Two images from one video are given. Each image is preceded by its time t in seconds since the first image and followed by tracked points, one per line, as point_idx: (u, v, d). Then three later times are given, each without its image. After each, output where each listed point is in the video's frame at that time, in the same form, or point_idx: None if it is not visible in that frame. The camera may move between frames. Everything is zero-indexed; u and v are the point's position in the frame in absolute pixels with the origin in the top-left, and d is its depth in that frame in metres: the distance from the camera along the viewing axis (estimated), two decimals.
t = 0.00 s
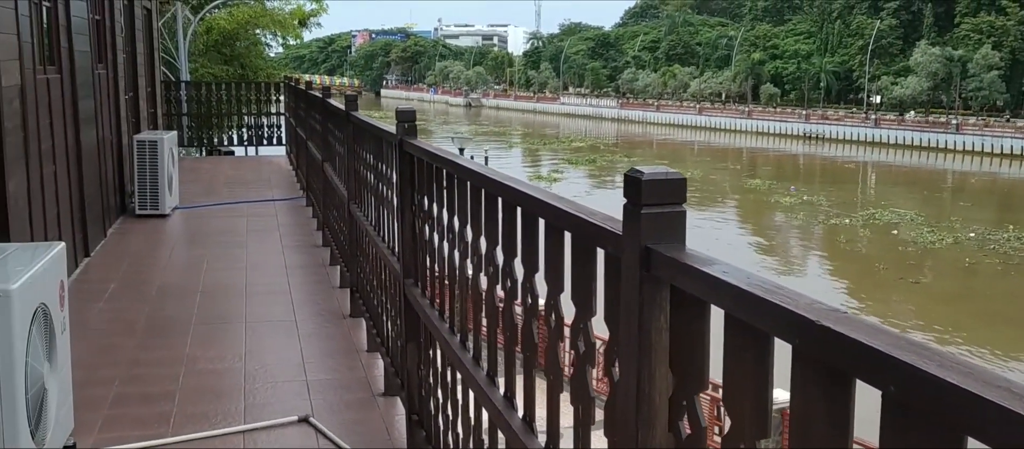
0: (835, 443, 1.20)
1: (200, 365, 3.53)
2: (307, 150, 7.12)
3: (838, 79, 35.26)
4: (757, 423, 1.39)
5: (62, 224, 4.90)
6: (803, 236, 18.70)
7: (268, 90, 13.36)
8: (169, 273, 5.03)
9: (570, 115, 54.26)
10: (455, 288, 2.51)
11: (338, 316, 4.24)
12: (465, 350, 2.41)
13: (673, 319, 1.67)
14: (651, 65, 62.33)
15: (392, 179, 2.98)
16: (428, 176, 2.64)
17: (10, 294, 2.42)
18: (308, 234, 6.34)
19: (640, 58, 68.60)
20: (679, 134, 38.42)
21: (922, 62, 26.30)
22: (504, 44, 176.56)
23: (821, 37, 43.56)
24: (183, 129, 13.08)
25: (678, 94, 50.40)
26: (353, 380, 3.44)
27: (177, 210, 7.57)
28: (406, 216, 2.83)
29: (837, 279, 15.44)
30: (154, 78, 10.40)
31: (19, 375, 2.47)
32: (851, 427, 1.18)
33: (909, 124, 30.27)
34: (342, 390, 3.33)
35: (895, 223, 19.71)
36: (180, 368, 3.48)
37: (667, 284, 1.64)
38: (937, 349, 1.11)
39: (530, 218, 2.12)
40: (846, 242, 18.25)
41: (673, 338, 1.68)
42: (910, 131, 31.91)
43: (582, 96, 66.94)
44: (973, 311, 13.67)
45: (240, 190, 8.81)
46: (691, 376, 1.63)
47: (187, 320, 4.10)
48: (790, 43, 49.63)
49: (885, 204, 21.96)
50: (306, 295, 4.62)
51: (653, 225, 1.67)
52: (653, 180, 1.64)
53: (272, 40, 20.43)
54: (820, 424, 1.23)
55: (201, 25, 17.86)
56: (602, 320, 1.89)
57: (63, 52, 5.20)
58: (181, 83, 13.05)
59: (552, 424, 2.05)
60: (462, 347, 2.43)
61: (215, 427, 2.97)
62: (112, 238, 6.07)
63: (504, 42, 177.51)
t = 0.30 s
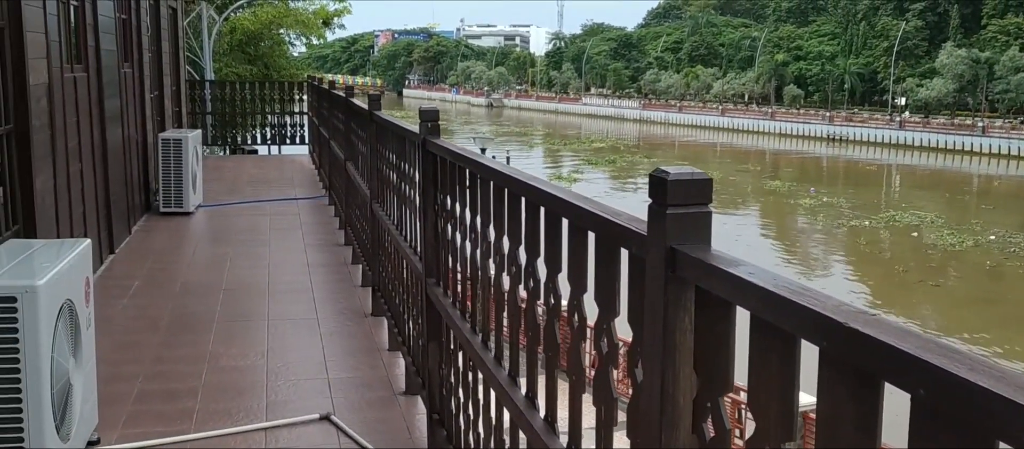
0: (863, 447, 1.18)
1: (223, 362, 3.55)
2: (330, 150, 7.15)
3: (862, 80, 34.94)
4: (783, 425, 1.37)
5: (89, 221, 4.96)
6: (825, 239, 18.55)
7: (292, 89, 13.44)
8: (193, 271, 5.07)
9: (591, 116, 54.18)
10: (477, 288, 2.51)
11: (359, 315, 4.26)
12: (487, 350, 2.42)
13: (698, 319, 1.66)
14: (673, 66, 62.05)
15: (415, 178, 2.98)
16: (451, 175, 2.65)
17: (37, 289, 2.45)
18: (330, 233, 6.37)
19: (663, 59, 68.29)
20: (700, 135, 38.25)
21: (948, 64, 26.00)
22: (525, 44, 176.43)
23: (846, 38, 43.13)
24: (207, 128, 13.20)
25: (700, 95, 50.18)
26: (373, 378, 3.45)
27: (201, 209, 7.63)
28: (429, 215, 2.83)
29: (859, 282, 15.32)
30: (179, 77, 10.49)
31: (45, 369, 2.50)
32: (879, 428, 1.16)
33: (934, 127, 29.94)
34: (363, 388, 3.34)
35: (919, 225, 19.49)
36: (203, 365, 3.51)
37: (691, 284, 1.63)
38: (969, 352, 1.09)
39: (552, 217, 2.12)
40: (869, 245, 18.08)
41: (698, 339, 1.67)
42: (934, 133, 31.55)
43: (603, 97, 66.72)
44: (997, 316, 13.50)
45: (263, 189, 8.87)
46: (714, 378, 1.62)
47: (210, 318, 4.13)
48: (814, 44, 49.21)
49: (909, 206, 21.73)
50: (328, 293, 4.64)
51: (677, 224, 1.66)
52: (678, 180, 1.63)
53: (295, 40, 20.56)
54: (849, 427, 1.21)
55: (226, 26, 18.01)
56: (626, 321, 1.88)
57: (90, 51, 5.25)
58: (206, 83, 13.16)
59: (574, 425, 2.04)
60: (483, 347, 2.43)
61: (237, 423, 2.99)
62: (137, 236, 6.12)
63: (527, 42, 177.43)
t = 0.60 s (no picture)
0: None
1: (240, 362, 3.57)
2: (347, 150, 7.17)
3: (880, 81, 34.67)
4: (805, 429, 1.35)
5: (108, 221, 4.99)
6: (842, 240, 18.43)
7: (310, 89, 13.48)
8: (210, 271, 5.09)
9: (607, 117, 54.08)
10: (495, 289, 2.51)
11: (376, 315, 4.27)
12: (504, 351, 2.42)
13: (719, 321, 1.65)
14: (690, 67, 61.80)
15: (432, 178, 2.99)
16: (468, 176, 2.65)
17: (57, 289, 2.47)
18: (347, 234, 6.38)
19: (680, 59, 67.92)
20: (716, 135, 38.10)
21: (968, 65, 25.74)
22: (541, 45, 176.27)
23: (864, 38, 42.75)
24: (225, 129, 13.30)
25: (717, 96, 49.97)
26: (390, 379, 3.45)
27: (219, 209, 7.67)
28: (446, 215, 2.84)
29: (876, 285, 15.21)
30: (198, 78, 10.55)
31: (65, 367, 2.52)
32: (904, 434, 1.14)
33: (953, 127, 29.60)
34: (380, 388, 3.35)
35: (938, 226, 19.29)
36: (221, 365, 3.53)
37: (712, 287, 1.62)
38: (995, 357, 1.07)
39: (571, 218, 2.12)
40: (887, 246, 17.94)
41: (719, 342, 1.66)
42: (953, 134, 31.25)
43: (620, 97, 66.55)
44: (1016, 318, 13.35)
45: (281, 189, 8.90)
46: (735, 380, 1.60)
47: (229, 317, 4.15)
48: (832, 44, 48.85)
49: (929, 207, 21.53)
50: (345, 293, 4.66)
51: (698, 225, 1.65)
52: (698, 183, 1.62)
53: (313, 40, 20.69)
54: (873, 432, 1.19)
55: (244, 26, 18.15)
56: (645, 324, 1.87)
57: (110, 51, 5.29)
58: (224, 83, 13.25)
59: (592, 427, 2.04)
60: (500, 347, 2.43)
61: (255, 423, 3.00)
62: (156, 235, 6.16)
63: (543, 42, 177.19)
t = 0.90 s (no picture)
0: None
1: (255, 361, 3.58)
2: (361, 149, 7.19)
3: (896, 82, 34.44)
4: (822, 428, 1.34)
5: (125, 220, 5.03)
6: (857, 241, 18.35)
7: (324, 89, 13.55)
8: (226, 270, 5.11)
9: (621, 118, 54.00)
10: (509, 288, 2.51)
11: (390, 314, 4.27)
12: (519, 350, 2.42)
13: (736, 321, 1.64)
14: (706, 68, 61.58)
15: (446, 178, 3.00)
16: (483, 175, 2.65)
17: (74, 286, 2.48)
18: (362, 233, 6.39)
19: (694, 59, 67.65)
20: (730, 136, 37.98)
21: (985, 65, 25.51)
22: (557, 46, 176.14)
23: (879, 38, 42.44)
24: (241, 128, 13.43)
25: (732, 97, 49.79)
26: (404, 378, 3.46)
27: (234, 208, 7.71)
28: (460, 215, 2.85)
29: (889, 286, 15.12)
30: (213, 78, 10.61)
31: (82, 364, 2.53)
32: (923, 434, 1.13)
33: (969, 128, 29.32)
34: (394, 387, 3.35)
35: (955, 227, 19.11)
36: (237, 363, 3.55)
37: (728, 287, 1.61)
38: (1013, 358, 1.06)
39: (586, 218, 2.12)
40: (903, 247, 17.79)
41: (736, 342, 1.65)
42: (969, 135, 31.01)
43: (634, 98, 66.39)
44: None
45: (296, 189, 8.94)
46: (750, 381, 1.60)
47: (243, 316, 4.17)
48: (848, 45, 48.56)
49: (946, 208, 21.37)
50: (359, 292, 4.67)
51: (715, 225, 1.64)
52: (716, 181, 1.61)
53: (328, 41, 20.84)
54: (892, 432, 1.18)
55: (260, 27, 18.34)
56: (661, 324, 1.86)
57: (126, 51, 5.32)
58: (240, 83, 13.36)
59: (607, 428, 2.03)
60: (515, 347, 2.43)
61: (270, 421, 3.02)
62: (171, 234, 6.20)
63: (557, 43, 176.97)
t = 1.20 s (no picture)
0: None
1: (268, 361, 3.60)
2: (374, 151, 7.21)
3: (909, 83, 34.27)
4: (840, 433, 1.34)
5: (139, 221, 5.06)
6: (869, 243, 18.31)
7: (337, 90, 13.59)
8: (239, 271, 5.13)
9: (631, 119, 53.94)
10: (522, 291, 2.51)
11: (403, 316, 4.28)
12: (532, 353, 2.41)
13: (752, 326, 1.63)
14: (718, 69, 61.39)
15: (459, 181, 3.00)
16: (496, 178, 2.66)
17: (90, 288, 2.50)
18: (375, 234, 6.40)
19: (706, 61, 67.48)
20: (741, 137, 37.89)
21: (999, 67, 25.35)
22: (568, 47, 176.00)
23: (892, 40, 42.20)
24: (253, 129, 13.54)
25: (743, 98, 49.66)
26: (417, 379, 3.47)
27: (247, 209, 7.74)
28: (473, 217, 2.85)
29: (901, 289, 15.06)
30: (227, 80, 10.65)
31: (96, 364, 2.55)
32: (943, 442, 1.12)
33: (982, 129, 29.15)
34: (406, 388, 3.36)
35: (964, 229, 19.05)
36: (250, 363, 3.56)
37: (744, 291, 1.61)
38: None
39: (601, 221, 2.12)
40: (914, 250, 17.73)
41: (751, 347, 1.64)
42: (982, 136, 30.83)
43: (646, 99, 66.28)
44: None
45: (309, 190, 8.96)
46: (766, 386, 1.59)
47: (256, 316, 4.19)
48: (861, 47, 48.32)
49: (959, 210, 21.25)
50: (371, 294, 4.68)
51: (732, 229, 1.64)
52: (732, 186, 1.61)
53: (340, 42, 20.98)
54: (910, 440, 1.17)
55: (273, 29, 18.50)
56: (677, 328, 1.85)
57: (141, 52, 5.35)
58: (253, 85, 13.47)
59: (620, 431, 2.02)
60: (529, 350, 2.43)
61: (284, 422, 3.03)
62: (186, 235, 6.23)
63: (569, 44, 176.79)
